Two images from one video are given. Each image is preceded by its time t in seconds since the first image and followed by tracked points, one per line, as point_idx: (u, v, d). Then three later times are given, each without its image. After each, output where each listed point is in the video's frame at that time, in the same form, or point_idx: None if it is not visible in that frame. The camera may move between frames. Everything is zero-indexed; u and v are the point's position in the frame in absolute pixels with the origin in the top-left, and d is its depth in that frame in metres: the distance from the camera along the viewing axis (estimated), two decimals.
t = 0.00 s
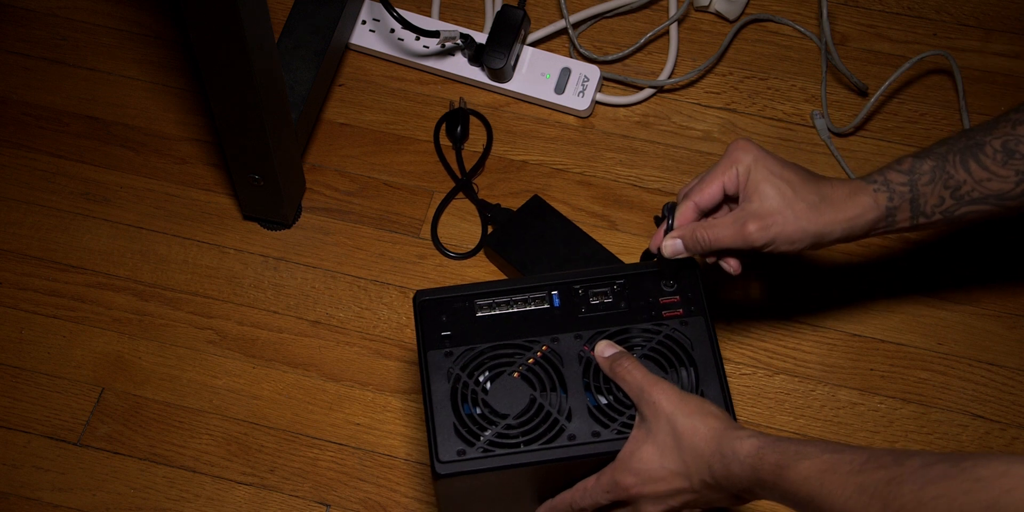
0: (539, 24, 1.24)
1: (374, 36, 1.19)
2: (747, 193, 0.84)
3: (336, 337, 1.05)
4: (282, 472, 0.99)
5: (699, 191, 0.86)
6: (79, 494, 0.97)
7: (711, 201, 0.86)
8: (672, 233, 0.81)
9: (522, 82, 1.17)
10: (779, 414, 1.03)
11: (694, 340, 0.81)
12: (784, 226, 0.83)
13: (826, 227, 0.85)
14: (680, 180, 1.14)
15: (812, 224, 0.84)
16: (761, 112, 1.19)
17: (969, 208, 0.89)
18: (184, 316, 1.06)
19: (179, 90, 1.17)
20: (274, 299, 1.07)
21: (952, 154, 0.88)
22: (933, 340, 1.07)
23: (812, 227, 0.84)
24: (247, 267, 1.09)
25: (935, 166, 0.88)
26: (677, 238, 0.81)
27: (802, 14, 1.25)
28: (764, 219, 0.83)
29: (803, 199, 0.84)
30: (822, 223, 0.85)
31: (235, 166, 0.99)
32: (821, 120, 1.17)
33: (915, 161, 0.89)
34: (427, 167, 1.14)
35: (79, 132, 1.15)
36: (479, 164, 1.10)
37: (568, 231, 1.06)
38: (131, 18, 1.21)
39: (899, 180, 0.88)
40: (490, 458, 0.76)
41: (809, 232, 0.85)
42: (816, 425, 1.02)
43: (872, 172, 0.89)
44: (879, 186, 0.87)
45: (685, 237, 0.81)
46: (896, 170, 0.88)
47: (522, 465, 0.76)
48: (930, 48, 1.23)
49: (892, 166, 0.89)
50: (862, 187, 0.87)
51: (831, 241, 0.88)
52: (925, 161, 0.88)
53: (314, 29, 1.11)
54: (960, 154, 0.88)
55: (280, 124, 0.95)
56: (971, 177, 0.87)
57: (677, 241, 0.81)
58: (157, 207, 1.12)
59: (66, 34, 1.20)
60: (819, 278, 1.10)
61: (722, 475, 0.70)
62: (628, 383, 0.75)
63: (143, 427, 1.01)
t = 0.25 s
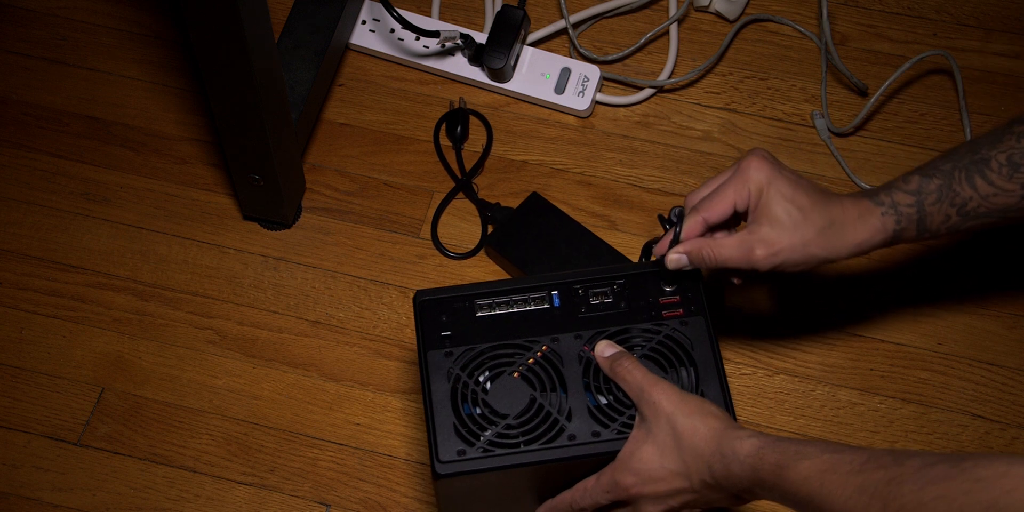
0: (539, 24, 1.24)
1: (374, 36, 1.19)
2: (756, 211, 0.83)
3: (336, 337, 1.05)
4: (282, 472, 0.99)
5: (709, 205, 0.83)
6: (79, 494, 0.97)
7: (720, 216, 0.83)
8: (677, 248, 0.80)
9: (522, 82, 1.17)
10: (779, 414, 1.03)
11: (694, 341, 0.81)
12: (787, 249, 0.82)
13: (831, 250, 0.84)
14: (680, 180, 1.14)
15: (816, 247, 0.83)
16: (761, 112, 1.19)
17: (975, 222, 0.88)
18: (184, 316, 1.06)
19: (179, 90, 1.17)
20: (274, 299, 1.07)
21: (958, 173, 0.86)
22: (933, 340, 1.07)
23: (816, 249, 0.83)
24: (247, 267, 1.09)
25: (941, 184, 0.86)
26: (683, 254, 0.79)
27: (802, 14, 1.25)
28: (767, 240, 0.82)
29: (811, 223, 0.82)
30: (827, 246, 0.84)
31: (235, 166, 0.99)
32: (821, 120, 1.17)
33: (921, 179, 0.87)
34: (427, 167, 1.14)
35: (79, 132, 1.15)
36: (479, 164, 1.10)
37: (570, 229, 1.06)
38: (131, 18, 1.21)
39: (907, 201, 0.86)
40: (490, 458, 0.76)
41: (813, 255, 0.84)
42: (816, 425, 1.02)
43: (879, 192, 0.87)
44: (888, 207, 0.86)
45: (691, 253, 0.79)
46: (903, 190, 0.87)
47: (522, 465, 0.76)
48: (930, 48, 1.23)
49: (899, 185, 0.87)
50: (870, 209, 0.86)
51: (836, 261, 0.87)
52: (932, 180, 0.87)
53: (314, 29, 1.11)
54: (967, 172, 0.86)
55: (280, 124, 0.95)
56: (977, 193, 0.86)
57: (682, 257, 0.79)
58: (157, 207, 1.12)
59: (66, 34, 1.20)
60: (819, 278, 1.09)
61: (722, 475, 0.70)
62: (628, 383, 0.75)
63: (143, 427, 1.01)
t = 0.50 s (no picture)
0: (539, 24, 1.24)
1: (374, 36, 1.19)
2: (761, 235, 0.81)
3: (336, 337, 1.05)
4: (282, 472, 0.99)
5: (714, 226, 0.80)
6: (79, 494, 0.97)
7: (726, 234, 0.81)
8: (677, 259, 0.80)
9: (522, 82, 1.17)
10: (779, 414, 1.03)
11: (694, 341, 0.81)
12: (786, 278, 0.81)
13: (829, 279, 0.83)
14: (680, 180, 1.14)
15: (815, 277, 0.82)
16: (761, 112, 1.19)
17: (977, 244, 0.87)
18: (184, 316, 1.06)
19: (179, 90, 1.17)
20: (275, 299, 1.07)
21: (963, 199, 0.85)
22: (933, 340, 1.07)
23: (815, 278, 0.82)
24: (247, 267, 1.09)
25: (945, 211, 0.85)
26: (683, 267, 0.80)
27: (802, 14, 1.25)
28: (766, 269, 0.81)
29: (813, 253, 0.81)
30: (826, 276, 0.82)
31: (235, 166, 0.99)
32: (821, 120, 1.17)
33: (924, 206, 0.85)
34: (427, 167, 1.14)
35: (79, 132, 1.15)
36: (479, 164, 1.10)
37: (571, 227, 1.06)
38: (131, 18, 1.21)
39: (912, 229, 0.85)
40: (490, 458, 0.76)
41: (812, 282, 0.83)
42: (816, 425, 1.03)
43: (883, 218, 0.85)
44: (893, 236, 0.84)
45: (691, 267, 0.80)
46: (908, 218, 0.85)
47: (522, 465, 0.76)
48: (930, 48, 1.23)
49: (902, 212, 0.85)
50: (874, 237, 0.84)
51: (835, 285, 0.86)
52: (935, 207, 0.85)
53: (314, 29, 1.11)
54: (971, 198, 0.85)
55: (280, 124, 0.95)
56: (980, 219, 0.85)
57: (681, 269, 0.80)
58: (157, 207, 1.12)
59: (66, 34, 1.20)
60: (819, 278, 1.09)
61: (722, 475, 0.70)
62: (629, 383, 0.75)
63: (143, 427, 1.01)
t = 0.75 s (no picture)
0: (539, 24, 1.24)
1: (374, 37, 1.19)
2: (765, 246, 0.81)
3: (336, 337, 1.05)
4: (282, 472, 0.99)
5: (719, 234, 0.81)
6: (79, 494, 0.97)
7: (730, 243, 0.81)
8: (680, 263, 0.80)
9: (522, 82, 1.17)
10: (779, 414, 1.03)
11: (693, 342, 0.81)
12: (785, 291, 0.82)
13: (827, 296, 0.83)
14: (680, 180, 1.14)
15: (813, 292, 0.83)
16: (761, 112, 1.19)
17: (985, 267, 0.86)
18: (184, 316, 1.06)
19: (179, 90, 1.17)
20: (274, 299, 1.07)
21: (967, 220, 0.84)
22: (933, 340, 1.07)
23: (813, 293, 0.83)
24: (247, 267, 1.09)
25: (949, 232, 0.85)
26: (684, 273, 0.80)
27: (802, 14, 1.25)
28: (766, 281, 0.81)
29: (813, 270, 0.81)
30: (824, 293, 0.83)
31: (235, 166, 0.99)
32: (821, 120, 1.17)
33: (928, 226, 0.85)
34: (427, 167, 1.14)
35: (79, 132, 1.15)
36: (479, 164, 1.10)
37: (571, 227, 1.06)
38: (131, 18, 1.21)
39: (914, 249, 0.85)
40: (490, 458, 0.76)
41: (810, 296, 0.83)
42: (816, 424, 1.03)
43: (886, 238, 0.85)
44: (894, 255, 0.85)
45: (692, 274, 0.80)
46: (911, 238, 0.85)
47: (522, 465, 0.76)
48: (930, 48, 1.23)
49: (906, 231, 0.86)
50: (876, 256, 0.84)
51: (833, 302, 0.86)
52: (938, 227, 0.85)
53: (314, 30, 1.11)
54: (975, 219, 0.84)
55: (280, 124, 0.95)
56: (985, 241, 0.84)
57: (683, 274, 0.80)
58: (157, 206, 1.12)
59: (66, 34, 1.20)
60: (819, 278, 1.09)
61: (721, 476, 0.70)
62: (629, 383, 0.75)
63: (142, 427, 1.01)
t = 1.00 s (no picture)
0: (539, 24, 1.24)
1: (374, 36, 1.19)
2: (763, 248, 0.82)
3: (336, 337, 1.05)
4: (282, 472, 0.99)
5: (716, 231, 0.82)
6: (79, 494, 0.97)
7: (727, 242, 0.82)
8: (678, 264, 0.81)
9: (522, 82, 1.17)
10: (779, 414, 1.03)
11: (693, 342, 0.81)
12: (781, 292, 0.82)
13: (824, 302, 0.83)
14: (680, 180, 1.14)
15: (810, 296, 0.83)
16: (761, 112, 1.19)
17: (987, 281, 0.84)
18: (184, 316, 1.06)
19: (179, 90, 1.17)
20: (275, 299, 1.07)
21: (967, 231, 0.84)
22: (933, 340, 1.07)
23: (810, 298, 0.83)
24: (247, 267, 1.09)
25: (949, 243, 0.84)
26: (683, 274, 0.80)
27: (802, 14, 1.25)
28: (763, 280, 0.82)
29: (812, 272, 0.81)
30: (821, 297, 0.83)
31: (235, 166, 0.99)
32: (821, 120, 1.17)
33: (928, 238, 0.85)
34: (427, 167, 1.14)
35: (79, 132, 1.15)
36: (479, 164, 1.10)
37: (571, 227, 1.06)
38: (131, 18, 1.21)
39: (913, 259, 0.84)
40: (490, 458, 0.76)
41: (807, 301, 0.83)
42: (816, 425, 1.03)
43: (885, 248, 0.85)
44: (893, 265, 0.84)
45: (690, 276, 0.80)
46: (910, 248, 0.84)
47: (522, 465, 0.76)
48: (930, 48, 1.23)
49: (906, 243, 0.85)
50: (874, 265, 0.84)
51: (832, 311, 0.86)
52: (939, 239, 0.84)
53: (314, 30, 1.11)
54: (975, 230, 0.83)
55: (280, 124, 0.95)
56: (986, 254, 0.83)
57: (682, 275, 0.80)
58: (157, 206, 1.12)
59: (66, 34, 1.20)
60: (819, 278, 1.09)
61: (721, 476, 0.70)
62: (629, 384, 0.75)
63: (142, 427, 1.01)
